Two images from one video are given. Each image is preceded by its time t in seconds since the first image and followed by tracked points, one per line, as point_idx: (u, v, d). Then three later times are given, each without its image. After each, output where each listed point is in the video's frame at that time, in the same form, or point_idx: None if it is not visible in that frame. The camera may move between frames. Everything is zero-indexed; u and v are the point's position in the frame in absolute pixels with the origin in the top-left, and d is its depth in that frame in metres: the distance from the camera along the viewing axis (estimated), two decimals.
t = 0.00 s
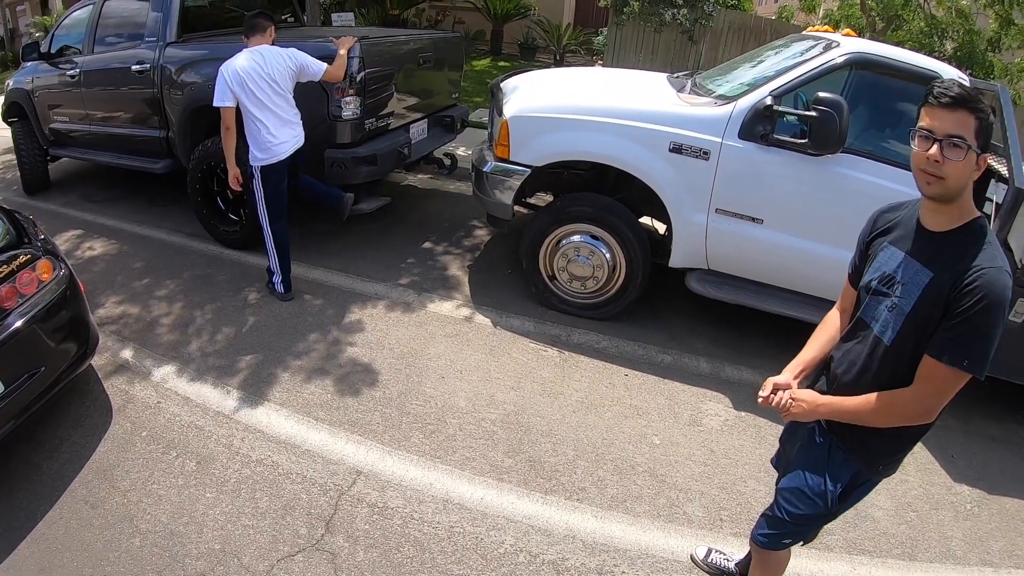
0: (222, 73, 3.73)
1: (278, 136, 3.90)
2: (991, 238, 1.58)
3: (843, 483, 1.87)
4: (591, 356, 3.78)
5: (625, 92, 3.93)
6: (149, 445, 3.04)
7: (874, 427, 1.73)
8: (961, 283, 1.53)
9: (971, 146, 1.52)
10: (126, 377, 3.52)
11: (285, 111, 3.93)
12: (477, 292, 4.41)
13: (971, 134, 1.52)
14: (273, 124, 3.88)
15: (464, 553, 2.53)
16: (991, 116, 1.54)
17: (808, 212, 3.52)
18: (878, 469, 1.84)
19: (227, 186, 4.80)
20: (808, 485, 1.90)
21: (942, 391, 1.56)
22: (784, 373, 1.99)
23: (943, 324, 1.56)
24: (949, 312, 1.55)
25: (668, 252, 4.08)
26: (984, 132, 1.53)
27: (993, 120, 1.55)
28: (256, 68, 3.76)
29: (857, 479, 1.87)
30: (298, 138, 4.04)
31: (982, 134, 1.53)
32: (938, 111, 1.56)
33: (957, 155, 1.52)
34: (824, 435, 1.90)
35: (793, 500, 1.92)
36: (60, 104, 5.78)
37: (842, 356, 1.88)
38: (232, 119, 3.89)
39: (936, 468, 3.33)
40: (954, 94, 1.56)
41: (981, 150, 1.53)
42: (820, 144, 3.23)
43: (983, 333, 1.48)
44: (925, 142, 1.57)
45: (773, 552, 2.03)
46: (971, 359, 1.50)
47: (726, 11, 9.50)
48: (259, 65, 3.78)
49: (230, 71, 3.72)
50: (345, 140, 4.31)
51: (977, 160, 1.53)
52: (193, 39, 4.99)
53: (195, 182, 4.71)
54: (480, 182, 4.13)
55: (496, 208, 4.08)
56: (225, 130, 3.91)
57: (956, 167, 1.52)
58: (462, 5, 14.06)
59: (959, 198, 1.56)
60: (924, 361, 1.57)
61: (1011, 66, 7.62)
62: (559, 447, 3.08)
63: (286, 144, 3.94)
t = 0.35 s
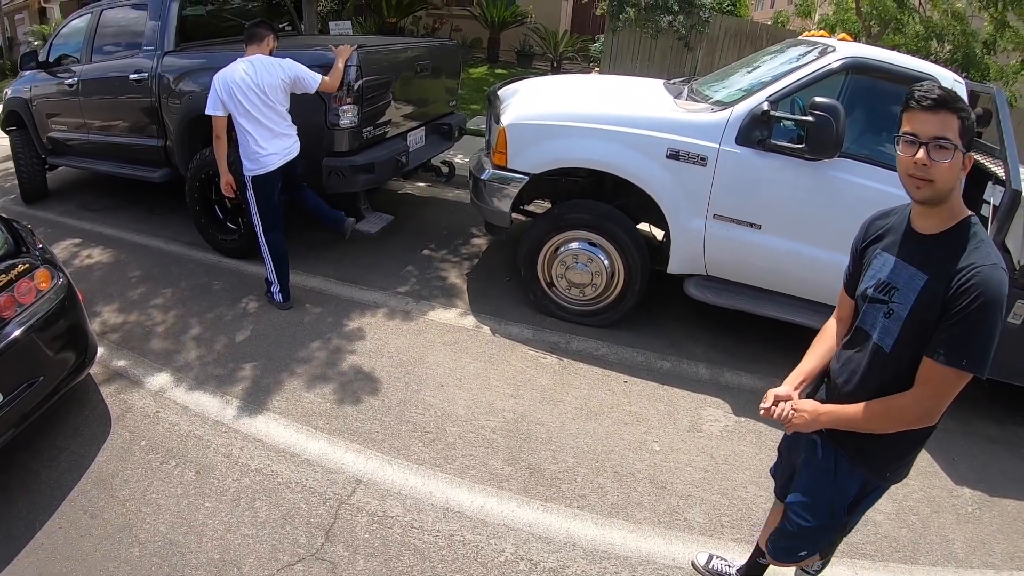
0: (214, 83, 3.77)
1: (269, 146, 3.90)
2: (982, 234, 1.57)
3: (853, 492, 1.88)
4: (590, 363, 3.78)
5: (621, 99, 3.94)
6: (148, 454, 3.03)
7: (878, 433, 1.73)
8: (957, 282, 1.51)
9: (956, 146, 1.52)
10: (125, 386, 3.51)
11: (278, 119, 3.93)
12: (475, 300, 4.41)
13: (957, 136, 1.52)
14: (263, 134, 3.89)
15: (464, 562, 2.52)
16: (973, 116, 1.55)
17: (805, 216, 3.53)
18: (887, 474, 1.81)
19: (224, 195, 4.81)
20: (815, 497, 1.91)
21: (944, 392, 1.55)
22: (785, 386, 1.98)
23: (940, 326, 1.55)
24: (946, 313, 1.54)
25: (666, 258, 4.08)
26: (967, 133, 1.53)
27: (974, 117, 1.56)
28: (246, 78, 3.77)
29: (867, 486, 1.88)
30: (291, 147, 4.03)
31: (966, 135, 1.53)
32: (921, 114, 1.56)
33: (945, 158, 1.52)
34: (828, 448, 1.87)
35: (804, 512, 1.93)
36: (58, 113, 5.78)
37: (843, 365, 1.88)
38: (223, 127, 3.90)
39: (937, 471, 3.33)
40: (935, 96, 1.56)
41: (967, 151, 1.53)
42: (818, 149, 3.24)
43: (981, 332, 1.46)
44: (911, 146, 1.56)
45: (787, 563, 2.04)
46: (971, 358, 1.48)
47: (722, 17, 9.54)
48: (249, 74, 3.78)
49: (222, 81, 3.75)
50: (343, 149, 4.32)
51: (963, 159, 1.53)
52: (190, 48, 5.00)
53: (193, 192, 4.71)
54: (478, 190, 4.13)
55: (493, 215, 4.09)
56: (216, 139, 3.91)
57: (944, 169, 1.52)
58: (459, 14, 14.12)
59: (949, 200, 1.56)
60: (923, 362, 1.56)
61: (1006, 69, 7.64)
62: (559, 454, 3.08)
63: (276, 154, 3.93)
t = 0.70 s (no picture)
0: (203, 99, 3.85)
1: (251, 163, 3.93)
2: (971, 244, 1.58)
3: (851, 506, 1.89)
4: (585, 374, 3.79)
5: (615, 110, 3.97)
6: (144, 468, 3.03)
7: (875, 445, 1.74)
8: (949, 294, 1.52)
9: (937, 155, 1.54)
10: (122, 399, 3.51)
11: (263, 135, 3.91)
12: (470, 312, 4.42)
13: (938, 144, 1.54)
14: (244, 152, 3.92)
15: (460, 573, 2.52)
16: (954, 124, 1.57)
17: (798, 225, 3.55)
18: (885, 485, 1.82)
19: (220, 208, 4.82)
20: (812, 509, 1.91)
21: (939, 404, 1.56)
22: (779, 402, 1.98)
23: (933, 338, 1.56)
24: (938, 325, 1.54)
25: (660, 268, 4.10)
26: (949, 141, 1.55)
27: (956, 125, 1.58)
28: (230, 95, 3.80)
29: (864, 499, 1.89)
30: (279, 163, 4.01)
31: (948, 143, 1.55)
32: (900, 125, 1.58)
33: (926, 166, 1.54)
34: (823, 463, 1.87)
35: (803, 526, 1.94)
36: (54, 125, 5.80)
37: (835, 379, 1.89)
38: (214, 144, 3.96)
39: (934, 477, 3.34)
40: (913, 106, 1.59)
41: (950, 159, 1.55)
42: (809, 157, 3.26)
43: (973, 343, 1.47)
44: (892, 157, 1.58)
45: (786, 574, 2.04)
46: (965, 370, 1.49)
47: (715, 26, 9.61)
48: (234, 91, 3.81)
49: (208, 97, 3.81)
50: (339, 162, 4.34)
51: (946, 167, 1.55)
52: (186, 61, 5.03)
53: (189, 204, 4.72)
54: (473, 203, 4.15)
55: (488, 227, 4.10)
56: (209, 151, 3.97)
57: (925, 178, 1.54)
58: (454, 25, 14.20)
59: (935, 209, 1.57)
60: (916, 375, 1.58)
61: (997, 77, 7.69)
62: (555, 465, 3.08)
63: (258, 171, 3.94)
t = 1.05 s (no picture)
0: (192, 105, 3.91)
1: (238, 164, 3.91)
2: (973, 251, 1.54)
3: (837, 512, 1.87)
4: (582, 376, 3.80)
5: (610, 112, 3.97)
6: (140, 471, 3.03)
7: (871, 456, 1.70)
8: (947, 305, 1.49)
9: (913, 156, 1.52)
10: (118, 403, 3.50)
11: (247, 134, 3.88)
12: (467, 314, 4.43)
13: (914, 144, 1.53)
14: (232, 153, 3.90)
15: None
16: (942, 120, 1.52)
17: (794, 226, 3.56)
18: (873, 494, 1.80)
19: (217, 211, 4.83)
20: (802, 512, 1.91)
21: (933, 420, 1.53)
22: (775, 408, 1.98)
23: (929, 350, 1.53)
24: (935, 336, 1.52)
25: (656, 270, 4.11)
26: (931, 139, 1.51)
27: (946, 121, 1.52)
28: (212, 97, 3.81)
29: (852, 506, 1.87)
30: (267, 162, 3.96)
31: (928, 141, 1.52)
32: (878, 127, 1.60)
33: (897, 169, 1.53)
34: (815, 465, 1.87)
35: (790, 526, 1.94)
36: (49, 129, 5.79)
37: (829, 385, 1.87)
38: (201, 148, 4.00)
39: (931, 476, 3.35)
40: (894, 107, 1.58)
41: (932, 158, 1.51)
42: (805, 159, 3.27)
43: (971, 357, 1.44)
44: (872, 160, 1.60)
45: (770, 566, 2.07)
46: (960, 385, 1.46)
47: (710, 29, 9.62)
48: (215, 92, 3.81)
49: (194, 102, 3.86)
50: (335, 164, 4.34)
51: (924, 166, 1.52)
52: (182, 64, 5.03)
53: (185, 208, 4.72)
54: (469, 205, 4.16)
55: (484, 230, 4.11)
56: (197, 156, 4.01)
57: (898, 180, 1.53)
58: (449, 29, 14.21)
59: (920, 210, 1.55)
60: (913, 389, 1.54)
61: (991, 77, 7.70)
62: (552, 467, 3.09)
63: (246, 171, 3.91)
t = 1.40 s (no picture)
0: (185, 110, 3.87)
1: (239, 167, 3.89)
2: (990, 272, 1.43)
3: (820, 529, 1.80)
4: (581, 379, 3.81)
5: (608, 115, 3.98)
6: (139, 475, 3.03)
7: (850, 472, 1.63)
8: (950, 324, 1.40)
9: (930, 157, 1.42)
10: (117, 407, 3.50)
11: (247, 136, 3.90)
12: (466, 317, 4.44)
13: (932, 144, 1.42)
14: (232, 155, 3.89)
15: None
16: (966, 121, 1.40)
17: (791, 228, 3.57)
18: (853, 516, 1.71)
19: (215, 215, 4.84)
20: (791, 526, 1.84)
21: (917, 443, 1.45)
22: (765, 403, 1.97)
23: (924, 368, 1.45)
24: (932, 354, 1.43)
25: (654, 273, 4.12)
26: (952, 140, 1.40)
27: (972, 121, 1.40)
28: (209, 99, 3.80)
29: (835, 527, 1.80)
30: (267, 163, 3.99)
31: (949, 142, 1.40)
32: (899, 125, 1.50)
33: (912, 169, 1.44)
34: (797, 478, 1.81)
35: (772, 544, 1.88)
36: (48, 133, 5.79)
37: (822, 391, 1.81)
38: (196, 153, 3.98)
39: (929, 477, 3.35)
40: (916, 104, 1.48)
41: (952, 160, 1.40)
42: (802, 161, 3.28)
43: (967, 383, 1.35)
44: (891, 160, 1.50)
45: None
46: (951, 412, 1.38)
47: (707, 31, 9.65)
48: (213, 95, 3.81)
49: (189, 106, 3.82)
50: (333, 168, 4.35)
51: (945, 169, 1.41)
52: (180, 68, 5.04)
53: (184, 212, 4.73)
54: (467, 207, 4.17)
55: (483, 233, 4.12)
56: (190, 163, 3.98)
57: (913, 181, 1.43)
58: (448, 32, 14.25)
59: (935, 217, 1.44)
60: (901, 408, 1.46)
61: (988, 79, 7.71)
62: (551, 470, 3.09)
63: (247, 172, 3.90)
